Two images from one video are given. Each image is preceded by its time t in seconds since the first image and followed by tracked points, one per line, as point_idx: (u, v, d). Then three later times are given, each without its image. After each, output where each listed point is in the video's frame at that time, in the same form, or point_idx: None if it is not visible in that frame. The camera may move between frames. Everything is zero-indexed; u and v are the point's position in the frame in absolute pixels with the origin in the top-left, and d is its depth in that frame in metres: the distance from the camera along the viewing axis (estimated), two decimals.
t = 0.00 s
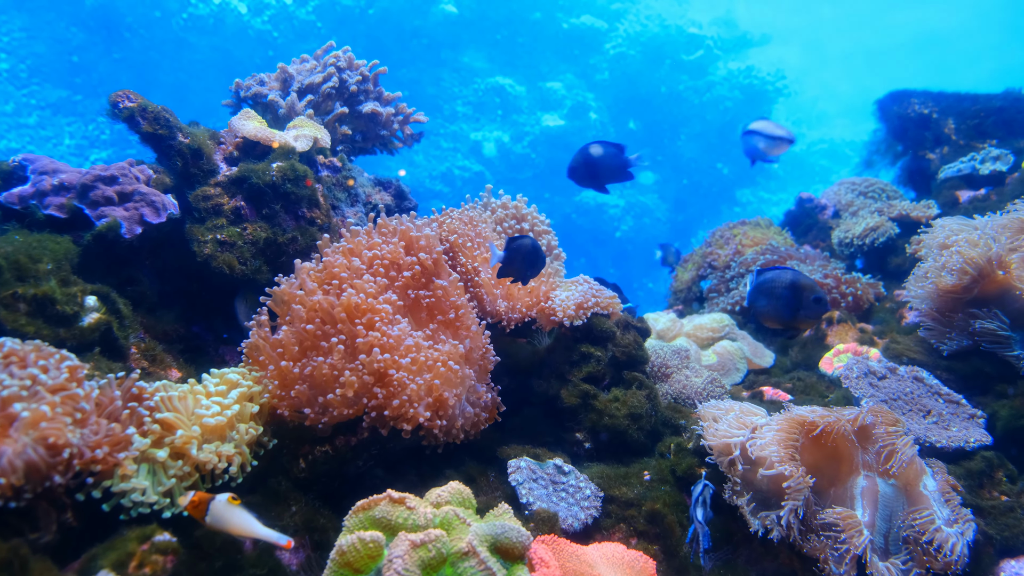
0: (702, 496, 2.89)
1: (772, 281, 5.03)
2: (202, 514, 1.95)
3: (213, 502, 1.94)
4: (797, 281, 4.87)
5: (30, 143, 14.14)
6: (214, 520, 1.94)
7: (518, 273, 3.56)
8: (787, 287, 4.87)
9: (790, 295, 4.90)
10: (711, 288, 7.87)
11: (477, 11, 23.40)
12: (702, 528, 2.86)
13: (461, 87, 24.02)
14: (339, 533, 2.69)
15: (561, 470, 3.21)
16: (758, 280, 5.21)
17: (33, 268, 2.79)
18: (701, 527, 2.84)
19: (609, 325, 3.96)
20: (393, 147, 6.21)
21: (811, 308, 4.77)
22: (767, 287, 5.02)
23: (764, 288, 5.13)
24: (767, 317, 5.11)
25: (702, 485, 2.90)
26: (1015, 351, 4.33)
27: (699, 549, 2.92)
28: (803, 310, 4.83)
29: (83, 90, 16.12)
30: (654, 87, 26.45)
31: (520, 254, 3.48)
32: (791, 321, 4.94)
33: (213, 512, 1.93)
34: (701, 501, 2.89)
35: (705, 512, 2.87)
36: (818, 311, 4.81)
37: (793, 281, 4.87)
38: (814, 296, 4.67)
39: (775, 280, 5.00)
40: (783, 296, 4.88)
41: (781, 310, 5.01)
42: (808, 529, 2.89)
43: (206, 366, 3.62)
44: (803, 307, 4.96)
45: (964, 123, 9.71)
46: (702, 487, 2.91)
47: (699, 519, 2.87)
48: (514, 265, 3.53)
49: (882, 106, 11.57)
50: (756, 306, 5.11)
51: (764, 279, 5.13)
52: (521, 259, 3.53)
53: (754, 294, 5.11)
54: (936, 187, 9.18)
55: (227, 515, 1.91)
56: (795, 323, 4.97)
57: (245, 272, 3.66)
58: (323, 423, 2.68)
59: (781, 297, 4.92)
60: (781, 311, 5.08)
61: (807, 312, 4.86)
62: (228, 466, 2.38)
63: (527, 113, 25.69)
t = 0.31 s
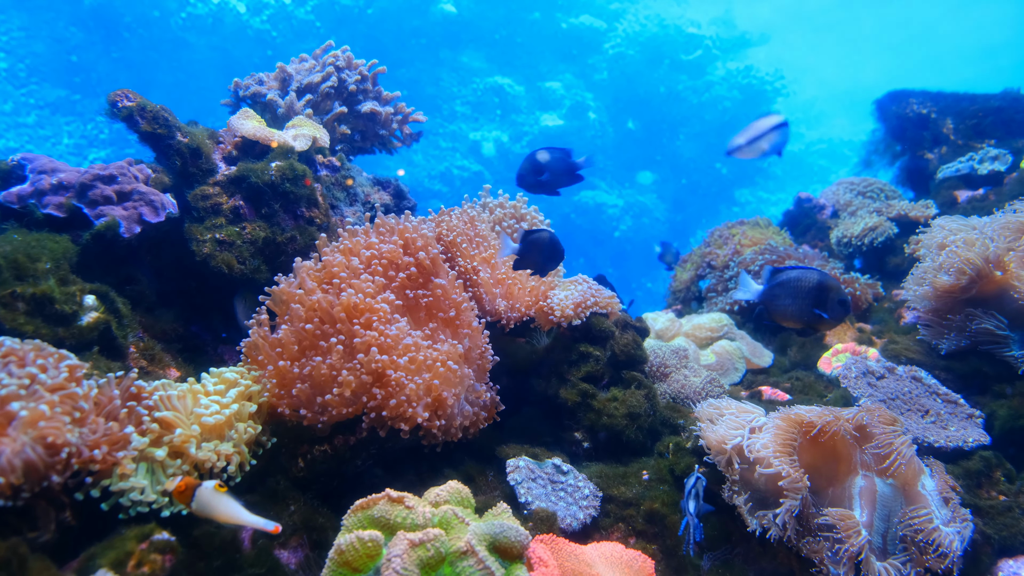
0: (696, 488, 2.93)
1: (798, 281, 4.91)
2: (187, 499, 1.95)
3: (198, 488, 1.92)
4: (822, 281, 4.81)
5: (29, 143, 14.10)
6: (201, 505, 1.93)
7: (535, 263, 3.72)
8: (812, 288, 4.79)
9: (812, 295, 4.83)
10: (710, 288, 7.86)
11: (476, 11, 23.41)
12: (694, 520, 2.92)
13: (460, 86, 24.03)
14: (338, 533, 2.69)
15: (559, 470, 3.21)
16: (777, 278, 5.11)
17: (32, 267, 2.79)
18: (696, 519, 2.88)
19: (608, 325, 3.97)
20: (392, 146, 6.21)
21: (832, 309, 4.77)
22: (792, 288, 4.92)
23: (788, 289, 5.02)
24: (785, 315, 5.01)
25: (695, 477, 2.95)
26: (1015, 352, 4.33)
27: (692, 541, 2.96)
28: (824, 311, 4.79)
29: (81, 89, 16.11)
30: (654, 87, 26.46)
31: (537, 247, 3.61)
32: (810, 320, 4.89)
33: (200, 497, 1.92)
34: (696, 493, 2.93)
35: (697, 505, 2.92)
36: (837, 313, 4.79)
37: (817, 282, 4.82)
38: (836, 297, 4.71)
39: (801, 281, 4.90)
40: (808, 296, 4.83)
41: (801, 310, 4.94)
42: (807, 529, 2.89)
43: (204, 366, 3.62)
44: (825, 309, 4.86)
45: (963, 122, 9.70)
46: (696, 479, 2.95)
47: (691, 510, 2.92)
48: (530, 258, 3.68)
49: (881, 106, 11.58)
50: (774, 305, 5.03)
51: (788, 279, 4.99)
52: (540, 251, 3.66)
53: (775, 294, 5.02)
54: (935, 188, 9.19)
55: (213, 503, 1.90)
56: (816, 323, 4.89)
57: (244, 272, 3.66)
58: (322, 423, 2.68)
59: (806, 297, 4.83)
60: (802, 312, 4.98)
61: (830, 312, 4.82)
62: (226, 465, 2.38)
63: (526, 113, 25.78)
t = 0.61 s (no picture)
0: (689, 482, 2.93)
1: (823, 289, 4.59)
2: (176, 481, 2.07)
3: (188, 470, 2.02)
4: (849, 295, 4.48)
5: (28, 143, 14.09)
6: (189, 486, 2.01)
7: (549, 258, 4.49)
8: (840, 300, 4.43)
9: (835, 306, 4.52)
10: (710, 288, 7.83)
11: (476, 11, 23.47)
12: (687, 513, 2.92)
13: (460, 86, 24.07)
14: (338, 533, 2.69)
15: (559, 470, 3.21)
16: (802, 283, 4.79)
17: (32, 268, 2.79)
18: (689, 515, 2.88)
19: (607, 325, 3.97)
20: (391, 147, 6.22)
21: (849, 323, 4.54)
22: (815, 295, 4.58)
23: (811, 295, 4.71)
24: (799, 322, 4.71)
25: (688, 472, 2.94)
26: (1013, 351, 4.36)
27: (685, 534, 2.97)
28: (843, 325, 4.53)
29: (81, 90, 16.11)
30: (654, 87, 26.40)
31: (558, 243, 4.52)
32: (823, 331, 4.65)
33: (188, 479, 2.01)
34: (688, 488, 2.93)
35: (691, 499, 2.92)
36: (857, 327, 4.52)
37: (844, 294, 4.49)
38: (859, 313, 4.42)
39: (827, 290, 4.56)
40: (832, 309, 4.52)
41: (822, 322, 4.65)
42: (805, 528, 2.90)
43: (204, 366, 3.63)
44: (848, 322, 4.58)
45: (962, 122, 9.69)
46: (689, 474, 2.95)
47: (683, 505, 2.94)
48: (554, 252, 4.51)
49: (881, 106, 11.59)
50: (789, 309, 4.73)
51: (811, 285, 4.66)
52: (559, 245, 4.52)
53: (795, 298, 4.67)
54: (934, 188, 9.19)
55: (199, 485, 1.98)
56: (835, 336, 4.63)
57: (243, 272, 3.66)
58: (322, 423, 2.68)
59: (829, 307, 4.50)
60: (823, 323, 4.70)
61: (849, 326, 4.60)
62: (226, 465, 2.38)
63: (526, 114, 25.91)
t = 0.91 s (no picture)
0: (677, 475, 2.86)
1: (846, 301, 4.17)
2: (162, 459, 2.01)
3: (173, 450, 1.98)
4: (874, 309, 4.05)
5: (27, 144, 13.82)
6: (175, 466, 1.97)
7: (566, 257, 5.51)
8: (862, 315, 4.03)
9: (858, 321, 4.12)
10: (709, 288, 7.80)
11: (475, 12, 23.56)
12: (677, 506, 2.85)
13: (459, 86, 24.12)
14: (337, 533, 2.69)
15: (559, 470, 3.21)
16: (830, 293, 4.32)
17: (31, 269, 2.79)
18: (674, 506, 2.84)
19: (606, 325, 3.97)
20: (391, 148, 6.24)
21: (873, 341, 4.11)
22: (837, 308, 4.18)
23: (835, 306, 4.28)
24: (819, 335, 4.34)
25: (679, 464, 2.88)
26: (1012, 350, 4.36)
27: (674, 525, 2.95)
28: (864, 342, 4.12)
29: (80, 90, 16.07)
30: (653, 87, 26.15)
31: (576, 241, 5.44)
32: (844, 347, 4.25)
33: (173, 459, 1.97)
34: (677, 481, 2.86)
35: (681, 491, 2.85)
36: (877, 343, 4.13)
37: (868, 308, 4.06)
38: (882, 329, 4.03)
39: (850, 302, 4.15)
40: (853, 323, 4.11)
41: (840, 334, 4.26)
42: (804, 528, 2.91)
43: (204, 367, 3.63)
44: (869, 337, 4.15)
45: (961, 122, 9.70)
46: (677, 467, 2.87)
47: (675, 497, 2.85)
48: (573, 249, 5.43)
49: (879, 107, 11.62)
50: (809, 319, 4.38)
51: (835, 295, 4.25)
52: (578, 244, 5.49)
53: (816, 309, 4.30)
54: (933, 187, 9.20)
55: (184, 466, 1.94)
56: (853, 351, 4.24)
57: (242, 273, 3.66)
58: (321, 424, 2.69)
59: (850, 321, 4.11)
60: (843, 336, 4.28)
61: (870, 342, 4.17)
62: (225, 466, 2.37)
63: (525, 114, 25.93)
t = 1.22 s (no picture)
0: (666, 465, 2.72)
1: (862, 311, 3.96)
2: (148, 433, 2.01)
3: (161, 425, 1.98)
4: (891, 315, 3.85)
5: (28, 143, 13.81)
6: (161, 443, 1.98)
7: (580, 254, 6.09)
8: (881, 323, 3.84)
9: (876, 330, 3.89)
10: (709, 288, 7.81)
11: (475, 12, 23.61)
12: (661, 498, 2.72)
13: (459, 86, 24.19)
14: (337, 532, 2.70)
15: (558, 470, 3.22)
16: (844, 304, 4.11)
17: (32, 268, 2.79)
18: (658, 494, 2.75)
19: (606, 325, 3.99)
20: (391, 148, 6.25)
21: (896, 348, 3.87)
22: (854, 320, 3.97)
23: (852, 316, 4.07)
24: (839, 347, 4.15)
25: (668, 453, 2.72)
26: (1010, 350, 4.39)
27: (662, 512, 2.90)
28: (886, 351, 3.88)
29: (80, 90, 16.05)
30: (653, 88, 26.33)
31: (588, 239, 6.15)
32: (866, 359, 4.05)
33: (161, 435, 1.97)
34: (665, 472, 2.71)
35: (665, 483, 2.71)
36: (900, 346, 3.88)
37: (887, 317, 3.82)
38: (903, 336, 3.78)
39: (867, 312, 3.92)
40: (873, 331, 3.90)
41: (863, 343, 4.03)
42: (802, 528, 2.92)
43: (204, 366, 3.64)
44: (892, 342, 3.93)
45: (960, 123, 9.70)
46: (667, 455, 2.72)
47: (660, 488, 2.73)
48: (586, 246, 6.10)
49: (879, 108, 11.64)
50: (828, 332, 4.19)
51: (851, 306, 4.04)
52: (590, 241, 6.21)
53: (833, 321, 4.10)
54: (932, 188, 9.22)
55: (173, 445, 1.96)
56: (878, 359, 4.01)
57: (242, 273, 3.67)
58: (321, 424, 2.69)
59: (868, 332, 3.89)
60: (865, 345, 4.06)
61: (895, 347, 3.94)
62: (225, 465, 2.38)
63: (525, 114, 25.84)
